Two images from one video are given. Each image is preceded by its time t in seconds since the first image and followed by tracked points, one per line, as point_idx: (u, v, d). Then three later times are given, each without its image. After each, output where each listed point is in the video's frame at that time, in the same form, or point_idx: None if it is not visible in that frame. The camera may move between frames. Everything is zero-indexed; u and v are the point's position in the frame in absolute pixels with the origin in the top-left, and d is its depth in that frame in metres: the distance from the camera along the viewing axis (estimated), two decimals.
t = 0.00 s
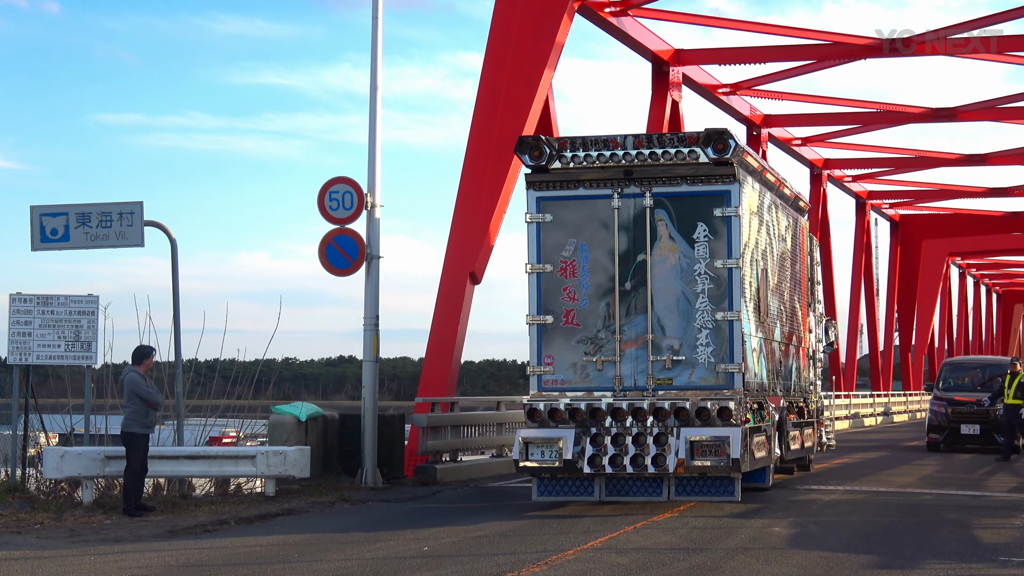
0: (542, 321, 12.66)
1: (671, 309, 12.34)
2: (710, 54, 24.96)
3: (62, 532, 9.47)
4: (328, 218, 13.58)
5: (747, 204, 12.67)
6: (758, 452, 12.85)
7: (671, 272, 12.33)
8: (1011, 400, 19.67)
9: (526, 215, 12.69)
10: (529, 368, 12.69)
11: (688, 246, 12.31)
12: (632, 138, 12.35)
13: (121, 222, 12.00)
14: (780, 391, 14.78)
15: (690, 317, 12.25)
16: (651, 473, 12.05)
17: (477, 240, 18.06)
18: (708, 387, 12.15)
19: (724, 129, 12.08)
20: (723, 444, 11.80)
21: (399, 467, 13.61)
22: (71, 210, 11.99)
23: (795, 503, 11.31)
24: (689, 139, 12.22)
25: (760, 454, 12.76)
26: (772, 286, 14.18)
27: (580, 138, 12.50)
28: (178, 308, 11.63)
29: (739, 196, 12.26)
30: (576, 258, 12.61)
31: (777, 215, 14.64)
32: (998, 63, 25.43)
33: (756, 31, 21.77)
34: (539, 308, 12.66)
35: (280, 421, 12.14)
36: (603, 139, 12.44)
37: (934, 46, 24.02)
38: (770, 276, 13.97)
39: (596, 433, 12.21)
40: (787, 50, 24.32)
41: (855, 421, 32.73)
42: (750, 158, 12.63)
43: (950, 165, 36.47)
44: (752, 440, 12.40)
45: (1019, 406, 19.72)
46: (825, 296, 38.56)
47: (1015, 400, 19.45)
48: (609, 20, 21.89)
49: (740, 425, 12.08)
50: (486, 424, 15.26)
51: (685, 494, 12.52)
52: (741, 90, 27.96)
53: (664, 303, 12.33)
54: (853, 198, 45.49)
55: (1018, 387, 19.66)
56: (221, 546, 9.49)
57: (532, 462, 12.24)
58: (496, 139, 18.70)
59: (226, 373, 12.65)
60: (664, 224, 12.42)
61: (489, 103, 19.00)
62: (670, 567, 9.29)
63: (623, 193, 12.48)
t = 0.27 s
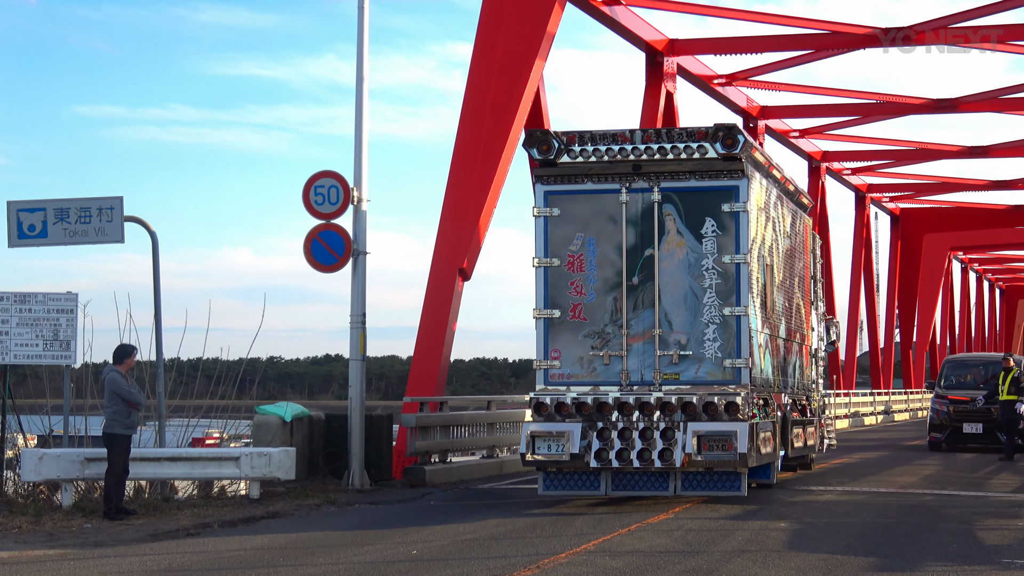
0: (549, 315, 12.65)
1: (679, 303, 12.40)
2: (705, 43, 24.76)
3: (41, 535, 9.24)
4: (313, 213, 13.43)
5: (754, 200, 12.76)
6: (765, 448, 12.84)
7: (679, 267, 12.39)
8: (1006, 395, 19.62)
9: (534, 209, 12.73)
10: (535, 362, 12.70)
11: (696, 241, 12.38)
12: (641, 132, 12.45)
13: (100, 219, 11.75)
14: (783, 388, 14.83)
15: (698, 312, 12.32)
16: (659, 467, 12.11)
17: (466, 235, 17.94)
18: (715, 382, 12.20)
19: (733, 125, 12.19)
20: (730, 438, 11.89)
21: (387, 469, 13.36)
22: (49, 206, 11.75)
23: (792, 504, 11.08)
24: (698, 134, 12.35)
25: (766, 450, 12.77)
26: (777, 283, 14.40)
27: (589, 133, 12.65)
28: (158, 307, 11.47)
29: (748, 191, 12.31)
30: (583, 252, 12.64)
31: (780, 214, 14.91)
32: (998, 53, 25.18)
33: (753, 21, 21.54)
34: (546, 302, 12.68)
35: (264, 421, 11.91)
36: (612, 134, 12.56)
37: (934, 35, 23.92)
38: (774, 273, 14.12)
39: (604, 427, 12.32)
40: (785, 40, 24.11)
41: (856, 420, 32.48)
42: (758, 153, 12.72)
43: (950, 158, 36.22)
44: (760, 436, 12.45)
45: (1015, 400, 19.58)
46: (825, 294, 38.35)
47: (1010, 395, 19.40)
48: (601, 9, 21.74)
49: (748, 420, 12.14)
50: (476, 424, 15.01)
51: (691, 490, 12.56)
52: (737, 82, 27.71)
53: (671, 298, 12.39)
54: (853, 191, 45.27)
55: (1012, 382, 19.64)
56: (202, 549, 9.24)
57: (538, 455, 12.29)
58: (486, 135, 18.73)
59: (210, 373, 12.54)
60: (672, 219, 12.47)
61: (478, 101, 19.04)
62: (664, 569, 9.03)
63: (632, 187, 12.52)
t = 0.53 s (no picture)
0: (556, 315, 12.92)
1: (685, 303, 12.64)
2: (701, 36, 24.66)
3: (29, 535, 9.13)
4: (305, 210, 13.32)
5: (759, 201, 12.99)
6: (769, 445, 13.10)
7: (685, 267, 12.64)
8: (1000, 391, 19.51)
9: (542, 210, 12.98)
10: (543, 361, 12.95)
11: (702, 242, 12.62)
12: (648, 134, 12.69)
13: (88, 216, 11.63)
14: (787, 385, 14.85)
15: (704, 312, 12.57)
16: (667, 465, 12.40)
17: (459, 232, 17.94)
18: (720, 381, 12.47)
19: (739, 127, 12.44)
20: (736, 436, 12.18)
21: (379, 468, 13.27)
22: (36, 203, 11.63)
23: (790, 503, 10.97)
24: (704, 137, 12.61)
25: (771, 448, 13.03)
26: (779, 282, 14.60)
27: (596, 135, 12.91)
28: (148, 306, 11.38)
29: (753, 193, 12.57)
30: (591, 253, 12.91)
31: (782, 213, 15.14)
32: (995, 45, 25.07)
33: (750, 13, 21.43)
34: (554, 302, 12.94)
35: (256, 421, 11.80)
36: (619, 136, 12.82)
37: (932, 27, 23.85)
38: (777, 273, 14.40)
39: (612, 425, 12.59)
40: (783, 32, 23.98)
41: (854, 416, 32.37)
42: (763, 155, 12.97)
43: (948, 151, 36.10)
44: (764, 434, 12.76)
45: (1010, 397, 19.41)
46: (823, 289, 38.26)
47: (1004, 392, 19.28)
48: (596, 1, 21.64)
49: (753, 418, 12.42)
50: (470, 423, 14.87)
51: (698, 486, 12.86)
52: (733, 75, 27.57)
53: (677, 298, 12.64)
54: (850, 184, 45.13)
55: (1006, 378, 19.52)
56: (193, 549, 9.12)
57: (546, 453, 12.57)
58: (480, 130, 18.64)
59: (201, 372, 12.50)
60: (678, 220, 12.71)
61: (472, 95, 18.96)
62: (660, 569, 8.90)
63: (639, 189, 12.78)
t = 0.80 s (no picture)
0: (564, 312, 13.47)
1: (689, 300, 13.21)
2: (696, 33, 24.68)
3: (23, 532, 9.14)
4: (300, 206, 13.31)
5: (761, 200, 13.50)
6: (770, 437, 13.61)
7: (688, 265, 13.19)
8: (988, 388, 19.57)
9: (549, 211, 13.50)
10: (551, 357, 13.52)
11: (705, 240, 13.16)
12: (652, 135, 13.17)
13: (84, 212, 11.63)
14: (786, 379, 15.23)
15: (707, 308, 13.12)
16: (672, 456, 12.97)
17: (454, 230, 18.03)
18: (723, 375, 13.04)
19: (740, 128, 12.92)
20: (739, 429, 12.74)
21: (375, 465, 13.26)
22: (31, 199, 11.64)
23: (786, 499, 10.97)
24: (707, 137, 13.06)
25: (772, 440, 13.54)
26: (781, 279, 15.07)
27: (601, 136, 13.33)
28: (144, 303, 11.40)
29: (754, 192, 13.07)
30: (597, 252, 13.45)
31: (783, 211, 15.55)
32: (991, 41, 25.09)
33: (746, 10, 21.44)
34: (561, 299, 13.49)
35: (251, 417, 11.80)
36: (624, 138, 13.30)
37: (928, 24, 23.93)
38: (779, 269, 14.90)
39: (618, 418, 13.15)
40: (779, 29, 24.02)
41: (850, 414, 32.43)
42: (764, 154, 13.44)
43: (945, 148, 36.12)
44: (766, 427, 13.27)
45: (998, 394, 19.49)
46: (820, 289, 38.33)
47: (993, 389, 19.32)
48: None
49: (755, 410, 12.92)
50: (465, 420, 14.86)
51: (702, 477, 13.42)
52: (729, 71, 27.58)
53: (681, 295, 13.20)
54: (846, 181, 45.15)
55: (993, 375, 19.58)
56: (189, 547, 9.09)
57: (554, 447, 13.17)
58: (474, 127, 18.72)
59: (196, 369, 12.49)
60: (682, 219, 13.25)
61: (466, 92, 19.01)
62: (656, 565, 8.88)
63: (643, 189, 13.31)
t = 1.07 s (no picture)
0: (569, 313, 13.86)
1: (691, 300, 13.62)
2: (691, 32, 24.71)
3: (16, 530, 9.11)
4: (295, 204, 13.32)
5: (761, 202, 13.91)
6: (772, 434, 14.01)
7: (691, 266, 13.61)
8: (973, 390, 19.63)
9: (554, 214, 13.90)
10: (557, 357, 13.93)
11: (707, 242, 13.59)
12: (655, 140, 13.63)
13: (79, 210, 11.66)
14: (785, 379, 15.54)
15: (710, 308, 13.53)
16: (676, 453, 13.39)
17: (449, 228, 18.03)
18: (725, 374, 13.43)
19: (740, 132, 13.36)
20: (742, 427, 13.13)
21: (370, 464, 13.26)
22: (26, 196, 11.58)
23: (781, 499, 10.99)
24: (708, 141, 13.49)
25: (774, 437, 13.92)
26: (781, 281, 15.47)
27: (604, 141, 13.78)
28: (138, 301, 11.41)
29: (754, 194, 13.48)
30: (601, 253, 13.85)
31: (783, 214, 15.93)
32: (986, 41, 25.12)
33: (741, 9, 21.46)
34: (567, 301, 13.90)
35: (246, 416, 11.79)
36: (627, 142, 13.74)
37: (925, 24, 23.90)
38: (780, 271, 15.30)
39: (623, 417, 13.56)
40: (774, 29, 24.02)
41: (845, 414, 32.46)
42: (764, 158, 13.87)
43: (941, 148, 36.16)
44: (767, 424, 13.69)
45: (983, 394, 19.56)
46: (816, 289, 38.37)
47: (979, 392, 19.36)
48: None
49: (756, 408, 13.34)
50: (460, 419, 14.86)
51: (706, 474, 13.78)
52: (725, 71, 27.58)
53: (684, 296, 13.62)
54: (841, 182, 45.18)
55: (980, 377, 19.60)
56: (182, 547, 9.06)
57: (561, 445, 13.55)
58: (469, 125, 18.71)
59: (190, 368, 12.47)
60: (684, 221, 13.67)
61: (461, 89, 18.97)
62: (650, 565, 8.87)
63: (646, 192, 13.74)
